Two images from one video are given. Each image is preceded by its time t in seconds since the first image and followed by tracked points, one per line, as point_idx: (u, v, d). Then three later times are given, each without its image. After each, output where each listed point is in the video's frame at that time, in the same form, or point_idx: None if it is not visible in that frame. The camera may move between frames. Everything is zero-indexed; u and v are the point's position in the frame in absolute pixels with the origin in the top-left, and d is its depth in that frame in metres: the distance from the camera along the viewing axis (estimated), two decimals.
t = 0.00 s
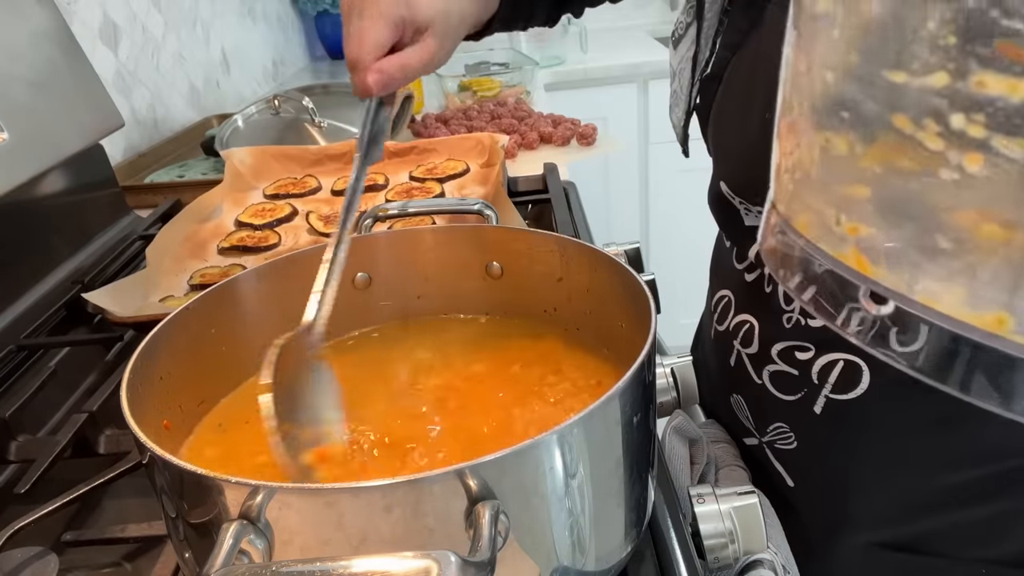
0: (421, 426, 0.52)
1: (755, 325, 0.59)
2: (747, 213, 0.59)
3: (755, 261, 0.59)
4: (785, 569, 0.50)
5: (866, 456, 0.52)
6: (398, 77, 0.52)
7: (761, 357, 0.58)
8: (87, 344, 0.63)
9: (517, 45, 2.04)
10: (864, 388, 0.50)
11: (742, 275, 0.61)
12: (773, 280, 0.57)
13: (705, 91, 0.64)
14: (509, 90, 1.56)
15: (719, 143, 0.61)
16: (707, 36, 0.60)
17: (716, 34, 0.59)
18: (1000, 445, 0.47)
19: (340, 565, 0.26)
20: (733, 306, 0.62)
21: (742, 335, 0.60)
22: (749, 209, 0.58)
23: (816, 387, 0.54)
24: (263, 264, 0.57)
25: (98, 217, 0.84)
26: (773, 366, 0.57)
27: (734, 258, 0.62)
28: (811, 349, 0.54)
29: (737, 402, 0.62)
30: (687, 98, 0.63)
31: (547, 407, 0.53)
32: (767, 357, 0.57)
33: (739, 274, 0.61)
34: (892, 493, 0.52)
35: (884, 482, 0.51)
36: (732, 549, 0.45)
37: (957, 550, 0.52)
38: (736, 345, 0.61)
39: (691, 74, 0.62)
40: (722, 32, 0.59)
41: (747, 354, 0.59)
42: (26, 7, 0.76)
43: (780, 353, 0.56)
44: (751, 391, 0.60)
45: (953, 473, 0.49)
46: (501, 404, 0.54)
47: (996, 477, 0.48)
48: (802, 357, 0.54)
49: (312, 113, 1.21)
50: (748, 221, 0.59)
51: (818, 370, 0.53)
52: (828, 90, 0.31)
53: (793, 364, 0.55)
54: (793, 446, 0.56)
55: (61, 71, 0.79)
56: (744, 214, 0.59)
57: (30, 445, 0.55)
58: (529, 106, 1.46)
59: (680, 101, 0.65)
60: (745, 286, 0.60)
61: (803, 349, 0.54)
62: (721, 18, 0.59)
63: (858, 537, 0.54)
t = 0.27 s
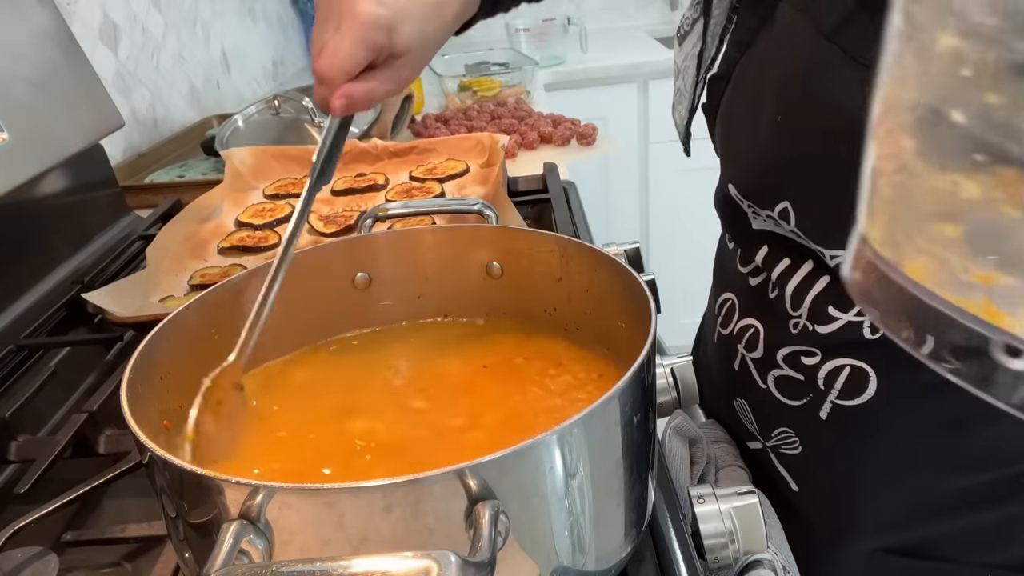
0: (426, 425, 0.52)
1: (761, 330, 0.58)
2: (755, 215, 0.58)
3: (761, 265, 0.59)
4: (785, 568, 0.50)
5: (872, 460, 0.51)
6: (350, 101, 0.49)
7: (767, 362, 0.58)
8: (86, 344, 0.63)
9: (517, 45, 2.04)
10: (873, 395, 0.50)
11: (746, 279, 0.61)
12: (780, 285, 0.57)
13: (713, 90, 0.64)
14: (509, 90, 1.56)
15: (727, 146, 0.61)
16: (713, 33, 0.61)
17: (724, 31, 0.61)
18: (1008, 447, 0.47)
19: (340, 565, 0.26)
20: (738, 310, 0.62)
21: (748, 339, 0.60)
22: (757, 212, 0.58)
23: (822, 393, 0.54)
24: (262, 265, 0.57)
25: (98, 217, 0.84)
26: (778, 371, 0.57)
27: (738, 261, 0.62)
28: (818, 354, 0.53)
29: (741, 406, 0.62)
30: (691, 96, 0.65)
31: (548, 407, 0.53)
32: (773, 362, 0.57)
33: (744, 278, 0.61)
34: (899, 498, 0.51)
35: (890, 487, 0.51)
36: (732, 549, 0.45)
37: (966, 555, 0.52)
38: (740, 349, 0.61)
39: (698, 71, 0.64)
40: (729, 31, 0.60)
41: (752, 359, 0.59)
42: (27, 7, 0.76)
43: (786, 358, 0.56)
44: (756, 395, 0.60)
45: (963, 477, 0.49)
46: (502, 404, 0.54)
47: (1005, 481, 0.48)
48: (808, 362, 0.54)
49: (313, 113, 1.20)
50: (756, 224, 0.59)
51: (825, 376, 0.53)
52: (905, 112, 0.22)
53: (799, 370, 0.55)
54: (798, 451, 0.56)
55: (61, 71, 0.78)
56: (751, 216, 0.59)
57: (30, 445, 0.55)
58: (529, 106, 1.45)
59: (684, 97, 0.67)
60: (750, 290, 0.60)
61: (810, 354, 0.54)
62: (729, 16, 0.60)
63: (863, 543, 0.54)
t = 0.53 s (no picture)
0: (425, 425, 0.52)
1: (770, 337, 0.58)
2: (764, 218, 0.58)
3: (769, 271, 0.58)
4: (785, 568, 0.50)
5: (882, 468, 0.52)
6: (350, 37, 0.48)
7: (776, 370, 0.58)
8: (86, 343, 0.63)
9: (517, 45, 2.03)
10: (887, 403, 0.50)
11: (753, 285, 0.60)
12: (788, 292, 0.56)
13: (718, 89, 0.65)
14: (509, 90, 1.56)
15: (735, 144, 0.60)
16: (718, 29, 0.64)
17: (730, 27, 0.63)
18: (1016, 455, 0.48)
19: (340, 566, 0.26)
20: (745, 316, 0.62)
21: (756, 346, 0.60)
22: (767, 214, 0.57)
23: (835, 401, 0.53)
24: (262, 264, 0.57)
25: (97, 217, 0.84)
26: (788, 378, 0.57)
27: (743, 266, 0.62)
28: (829, 361, 0.53)
29: (749, 412, 0.62)
30: (697, 90, 0.67)
31: (548, 407, 0.53)
32: (783, 369, 0.57)
33: (750, 284, 0.61)
34: (910, 504, 0.52)
35: (897, 492, 0.52)
36: (732, 549, 0.45)
37: (976, 561, 0.52)
38: (748, 356, 0.61)
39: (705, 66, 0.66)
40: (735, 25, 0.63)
41: (761, 365, 0.59)
42: (26, 7, 0.76)
43: (796, 366, 0.56)
44: (764, 401, 0.60)
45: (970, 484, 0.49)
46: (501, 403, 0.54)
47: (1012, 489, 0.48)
48: (820, 369, 0.54)
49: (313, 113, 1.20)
50: (765, 227, 0.58)
51: (837, 385, 0.53)
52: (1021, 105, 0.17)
53: (809, 377, 0.55)
54: (809, 459, 0.56)
55: (61, 71, 0.78)
56: (761, 218, 0.58)
57: (30, 445, 0.55)
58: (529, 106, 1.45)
59: (690, 92, 0.70)
60: (755, 296, 0.60)
61: (822, 361, 0.54)
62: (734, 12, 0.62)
63: (874, 548, 0.54)
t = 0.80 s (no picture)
0: (424, 424, 0.52)
1: (778, 341, 0.58)
2: (773, 221, 0.57)
3: (777, 276, 0.58)
4: (785, 569, 0.50)
5: (891, 473, 0.52)
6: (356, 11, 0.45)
7: (784, 374, 0.58)
8: (86, 344, 0.63)
9: (517, 45, 2.03)
10: (898, 407, 0.51)
11: (761, 290, 0.60)
12: (797, 295, 0.56)
13: (723, 88, 0.65)
14: (509, 90, 1.56)
15: (742, 144, 0.60)
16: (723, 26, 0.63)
17: (735, 25, 0.62)
18: None
19: (340, 565, 0.26)
20: (752, 319, 0.62)
21: (764, 350, 0.60)
22: (775, 215, 0.57)
23: (844, 406, 0.53)
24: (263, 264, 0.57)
25: (97, 217, 0.84)
26: (797, 383, 0.57)
27: (749, 270, 0.62)
28: (839, 366, 0.53)
29: (756, 417, 0.62)
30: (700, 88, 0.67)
31: (547, 407, 0.53)
32: (791, 373, 0.57)
33: (757, 288, 0.61)
34: (919, 511, 0.52)
35: (905, 497, 0.52)
36: (732, 549, 0.45)
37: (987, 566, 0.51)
38: (756, 360, 0.61)
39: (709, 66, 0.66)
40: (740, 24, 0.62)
41: (769, 370, 0.59)
42: (26, 7, 0.76)
43: (805, 370, 0.56)
44: (771, 405, 0.60)
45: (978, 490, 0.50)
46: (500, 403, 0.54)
47: None
48: (829, 374, 0.54)
49: (312, 113, 1.21)
50: (773, 230, 0.58)
51: (847, 390, 0.53)
52: None
53: (819, 382, 0.55)
54: (817, 463, 0.56)
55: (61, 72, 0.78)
56: (768, 221, 0.58)
57: (30, 445, 0.55)
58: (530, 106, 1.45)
59: (692, 91, 0.70)
60: (763, 300, 0.60)
61: (831, 365, 0.54)
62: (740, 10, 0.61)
63: (884, 552, 0.54)
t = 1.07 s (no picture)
0: (422, 424, 0.52)
1: (784, 343, 0.58)
2: (779, 223, 0.57)
3: (783, 277, 0.58)
4: (785, 569, 0.50)
5: (898, 476, 0.53)
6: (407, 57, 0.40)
7: (789, 376, 0.58)
8: (86, 344, 0.63)
9: (517, 45, 2.03)
10: (905, 410, 0.51)
11: (766, 290, 0.60)
12: (803, 297, 0.56)
13: (727, 91, 0.65)
14: (509, 90, 1.56)
15: (746, 146, 0.60)
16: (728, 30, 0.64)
17: (740, 27, 0.62)
18: None
19: (340, 565, 0.26)
20: (758, 321, 0.61)
21: (769, 352, 0.59)
22: (782, 218, 0.56)
23: (851, 408, 0.53)
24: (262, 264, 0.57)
25: (97, 217, 0.84)
26: (802, 385, 0.57)
27: (754, 271, 0.62)
28: (845, 368, 0.53)
29: (761, 419, 0.62)
30: (705, 92, 0.67)
31: (546, 407, 0.53)
32: (796, 376, 0.57)
33: (762, 288, 0.61)
34: (926, 513, 0.53)
35: (912, 500, 0.53)
36: (732, 549, 0.45)
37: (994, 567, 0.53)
38: (761, 361, 0.60)
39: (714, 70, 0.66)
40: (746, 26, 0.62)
41: (775, 372, 0.59)
42: (26, 6, 0.76)
43: (812, 372, 0.56)
44: (775, 406, 0.59)
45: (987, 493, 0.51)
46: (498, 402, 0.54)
47: None
48: (835, 376, 0.54)
49: (312, 113, 1.21)
50: (779, 232, 0.57)
51: (853, 393, 0.53)
52: None
53: (825, 385, 0.55)
54: (823, 466, 0.56)
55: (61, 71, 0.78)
56: (774, 223, 0.57)
57: (30, 445, 0.55)
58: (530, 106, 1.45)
59: (697, 95, 0.70)
60: (766, 300, 0.60)
61: (837, 368, 0.54)
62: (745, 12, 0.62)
63: (890, 556, 0.55)
